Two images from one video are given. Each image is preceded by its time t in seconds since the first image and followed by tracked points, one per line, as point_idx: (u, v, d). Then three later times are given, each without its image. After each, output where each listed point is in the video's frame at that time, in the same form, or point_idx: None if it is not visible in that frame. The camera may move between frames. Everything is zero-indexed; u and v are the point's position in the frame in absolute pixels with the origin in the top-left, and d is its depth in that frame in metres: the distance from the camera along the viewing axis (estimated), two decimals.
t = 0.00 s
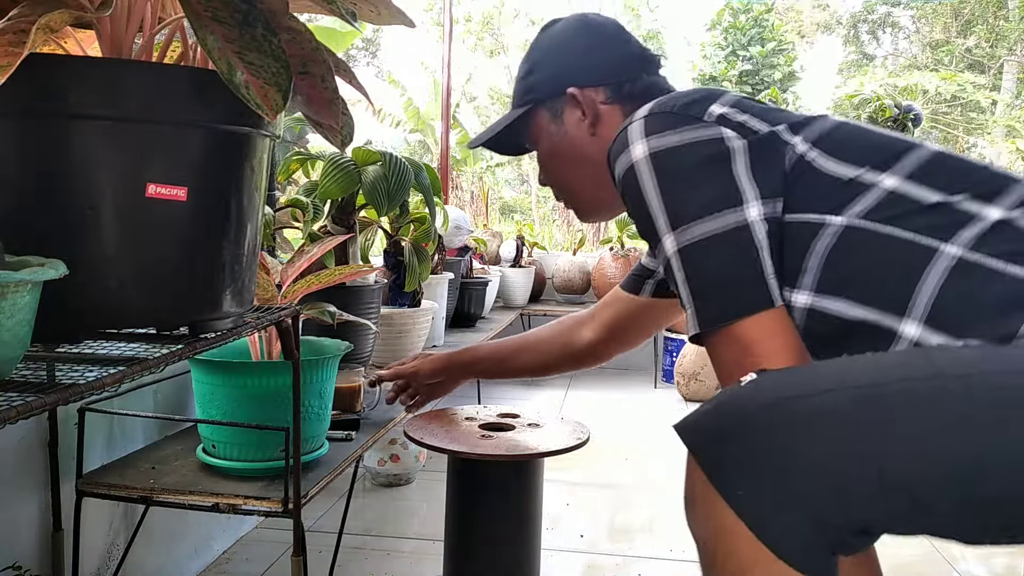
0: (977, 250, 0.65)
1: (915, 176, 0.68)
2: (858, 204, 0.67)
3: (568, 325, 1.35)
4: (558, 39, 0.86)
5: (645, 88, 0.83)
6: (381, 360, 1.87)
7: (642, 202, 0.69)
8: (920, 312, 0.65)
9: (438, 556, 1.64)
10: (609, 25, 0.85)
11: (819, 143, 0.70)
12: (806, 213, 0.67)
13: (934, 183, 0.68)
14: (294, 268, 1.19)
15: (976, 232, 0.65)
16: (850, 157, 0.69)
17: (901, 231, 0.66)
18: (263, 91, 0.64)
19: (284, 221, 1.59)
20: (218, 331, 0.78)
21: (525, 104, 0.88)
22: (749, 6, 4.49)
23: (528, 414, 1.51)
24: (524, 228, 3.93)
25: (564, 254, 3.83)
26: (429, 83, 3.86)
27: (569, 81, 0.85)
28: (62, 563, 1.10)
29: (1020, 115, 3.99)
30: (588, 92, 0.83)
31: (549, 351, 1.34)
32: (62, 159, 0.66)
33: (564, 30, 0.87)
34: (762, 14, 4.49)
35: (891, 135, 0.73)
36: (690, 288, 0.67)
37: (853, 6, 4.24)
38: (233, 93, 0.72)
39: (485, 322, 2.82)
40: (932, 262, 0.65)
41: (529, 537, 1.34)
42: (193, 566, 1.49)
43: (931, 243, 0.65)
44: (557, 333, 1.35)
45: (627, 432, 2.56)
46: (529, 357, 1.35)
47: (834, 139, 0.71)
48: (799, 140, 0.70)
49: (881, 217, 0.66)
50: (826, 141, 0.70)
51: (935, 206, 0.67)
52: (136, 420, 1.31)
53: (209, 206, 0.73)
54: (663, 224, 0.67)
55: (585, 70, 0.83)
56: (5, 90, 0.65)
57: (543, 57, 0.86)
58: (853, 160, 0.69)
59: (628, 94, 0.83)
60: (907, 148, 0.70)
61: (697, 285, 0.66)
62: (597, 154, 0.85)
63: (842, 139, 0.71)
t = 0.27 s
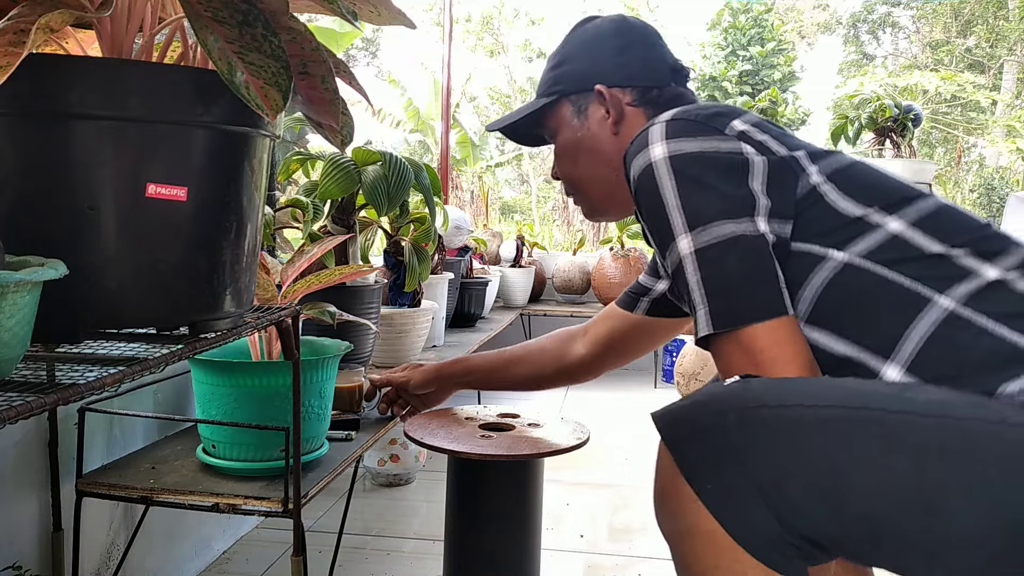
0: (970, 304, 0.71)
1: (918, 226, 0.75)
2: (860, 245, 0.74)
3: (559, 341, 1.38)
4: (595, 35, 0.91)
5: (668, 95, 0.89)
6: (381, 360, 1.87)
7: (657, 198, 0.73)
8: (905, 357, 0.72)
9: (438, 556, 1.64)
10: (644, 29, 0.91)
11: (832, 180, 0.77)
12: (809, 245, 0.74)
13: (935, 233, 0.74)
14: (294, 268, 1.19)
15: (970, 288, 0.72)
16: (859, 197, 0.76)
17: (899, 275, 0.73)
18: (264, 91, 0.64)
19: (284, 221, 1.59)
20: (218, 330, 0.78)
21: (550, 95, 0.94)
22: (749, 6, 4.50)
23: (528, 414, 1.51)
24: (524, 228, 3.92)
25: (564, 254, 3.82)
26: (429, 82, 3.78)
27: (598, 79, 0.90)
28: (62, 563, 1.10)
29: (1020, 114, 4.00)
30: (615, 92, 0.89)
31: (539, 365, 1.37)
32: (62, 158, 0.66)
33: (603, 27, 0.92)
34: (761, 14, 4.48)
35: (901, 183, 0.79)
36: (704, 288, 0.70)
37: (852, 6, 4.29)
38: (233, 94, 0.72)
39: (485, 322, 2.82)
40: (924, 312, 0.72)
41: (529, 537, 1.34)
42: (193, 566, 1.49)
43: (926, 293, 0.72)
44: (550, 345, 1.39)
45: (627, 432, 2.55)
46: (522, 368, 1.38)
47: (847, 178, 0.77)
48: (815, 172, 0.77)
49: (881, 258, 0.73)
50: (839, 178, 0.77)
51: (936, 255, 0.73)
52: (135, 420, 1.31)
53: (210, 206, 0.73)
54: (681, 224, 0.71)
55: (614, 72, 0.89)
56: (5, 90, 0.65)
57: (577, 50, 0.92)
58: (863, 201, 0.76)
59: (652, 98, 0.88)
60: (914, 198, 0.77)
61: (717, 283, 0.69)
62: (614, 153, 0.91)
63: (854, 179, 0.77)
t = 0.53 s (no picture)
0: (963, 349, 0.74)
1: (923, 263, 0.77)
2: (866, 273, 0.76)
3: (556, 350, 1.40)
4: (619, 41, 0.92)
5: (685, 106, 0.91)
6: (381, 360, 1.87)
7: (677, 201, 0.76)
8: (895, 394, 0.75)
9: (438, 556, 1.64)
10: (667, 37, 0.92)
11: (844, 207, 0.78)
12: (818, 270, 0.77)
13: (939, 271, 0.76)
14: (294, 268, 1.19)
15: (966, 332, 0.74)
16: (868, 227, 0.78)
17: (900, 312, 0.75)
18: (263, 91, 0.64)
19: (284, 221, 1.59)
20: (218, 331, 0.78)
21: (569, 95, 0.95)
22: (748, 6, 4.50)
23: (528, 414, 1.51)
24: (524, 228, 3.92)
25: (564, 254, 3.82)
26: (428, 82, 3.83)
27: (618, 84, 0.91)
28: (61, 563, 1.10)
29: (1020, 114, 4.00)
30: (635, 98, 0.90)
31: (537, 372, 1.39)
32: (63, 158, 0.66)
33: (626, 31, 0.93)
34: (761, 14, 4.48)
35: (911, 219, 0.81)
36: (729, 291, 0.72)
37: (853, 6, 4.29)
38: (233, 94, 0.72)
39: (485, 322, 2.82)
40: (919, 352, 0.74)
41: (529, 537, 1.34)
42: (193, 566, 1.49)
43: (923, 333, 0.74)
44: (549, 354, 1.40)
45: (627, 433, 2.55)
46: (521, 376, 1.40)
47: (858, 207, 0.79)
48: (830, 198, 0.79)
49: (883, 292, 0.76)
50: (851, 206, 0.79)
51: (936, 293, 0.75)
52: (135, 420, 1.31)
53: (209, 206, 0.73)
54: (704, 229, 0.74)
55: (636, 78, 0.91)
56: (5, 90, 0.65)
57: (600, 52, 0.93)
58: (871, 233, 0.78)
59: (672, 107, 0.91)
60: (923, 235, 0.79)
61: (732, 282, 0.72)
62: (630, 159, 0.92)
63: (865, 208, 0.79)
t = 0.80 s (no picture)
0: (974, 383, 0.73)
1: (947, 284, 0.77)
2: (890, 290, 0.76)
3: (581, 347, 1.38)
4: (659, 27, 0.87)
5: (722, 100, 0.86)
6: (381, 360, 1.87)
7: (730, 175, 0.74)
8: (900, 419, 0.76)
9: (438, 557, 1.64)
10: (708, 29, 0.87)
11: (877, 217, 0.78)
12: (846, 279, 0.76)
13: (961, 295, 0.77)
14: (294, 268, 1.19)
15: (981, 365, 0.74)
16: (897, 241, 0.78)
17: (916, 335, 0.75)
18: (263, 91, 0.64)
19: (284, 221, 1.59)
20: (218, 330, 0.78)
21: (601, 77, 0.89)
22: (749, 6, 4.52)
23: (528, 414, 1.51)
24: (524, 228, 3.92)
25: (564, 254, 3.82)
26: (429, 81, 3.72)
27: (653, 70, 0.86)
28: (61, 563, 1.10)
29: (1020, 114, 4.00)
30: (671, 87, 0.85)
31: (560, 369, 1.37)
32: (62, 158, 0.66)
33: (666, 18, 0.88)
34: (761, 14, 4.49)
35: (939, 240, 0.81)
36: (797, 256, 0.69)
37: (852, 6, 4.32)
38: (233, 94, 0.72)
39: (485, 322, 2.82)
40: (932, 378, 0.74)
41: (528, 537, 1.34)
42: (193, 566, 1.49)
43: (936, 361, 0.74)
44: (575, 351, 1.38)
45: (626, 433, 2.55)
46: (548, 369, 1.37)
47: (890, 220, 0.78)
48: (866, 206, 0.78)
49: (903, 313, 0.76)
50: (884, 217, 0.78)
51: (953, 316, 0.75)
52: (135, 420, 1.31)
53: (210, 205, 0.73)
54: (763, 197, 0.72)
55: (674, 66, 0.85)
56: (5, 90, 0.65)
57: (637, 36, 0.87)
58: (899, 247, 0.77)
59: (706, 100, 0.85)
60: (948, 257, 0.79)
61: (798, 249, 0.69)
62: (662, 151, 0.86)
63: (897, 222, 0.79)
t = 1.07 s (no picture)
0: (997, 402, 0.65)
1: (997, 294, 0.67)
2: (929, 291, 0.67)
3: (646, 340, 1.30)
4: None
5: (794, 60, 0.75)
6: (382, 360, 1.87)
7: (786, 141, 0.65)
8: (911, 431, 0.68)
9: (438, 556, 1.64)
10: None
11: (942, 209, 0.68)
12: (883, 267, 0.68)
13: (1011, 308, 0.67)
14: (294, 268, 1.18)
15: (1008, 386, 0.65)
16: (957, 239, 0.68)
17: (948, 343, 0.66)
18: (263, 91, 0.64)
19: (284, 221, 1.59)
20: (218, 330, 0.78)
21: (658, 25, 0.77)
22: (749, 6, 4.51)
23: (528, 415, 1.51)
24: (524, 228, 3.92)
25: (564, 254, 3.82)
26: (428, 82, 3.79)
27: (719, 19, 0.74)
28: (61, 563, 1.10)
29: (1019, 114, 4.01)
30: (737, 39, 0.74)
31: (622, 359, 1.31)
32: (63, 158, 0.66)
33: None
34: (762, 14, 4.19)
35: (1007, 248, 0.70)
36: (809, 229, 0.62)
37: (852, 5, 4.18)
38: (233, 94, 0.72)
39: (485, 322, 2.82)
40: (954, 392, 0.66)
41: (528, 537, 1.34)
42: (193, 566, 1.49)
43: (963, 371, 0.66)
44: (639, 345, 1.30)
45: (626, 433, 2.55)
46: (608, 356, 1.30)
47: (959, 216, 0.68)
48: (930, 199, 0.68)
49: (943, 318, 0.67)
50: (951, 211, 0.68)
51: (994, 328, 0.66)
52: (135, 419, 1.31)
53: (209, 205, 0.73)
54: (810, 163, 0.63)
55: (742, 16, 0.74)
56: (5, 90, 0.65)
57: None
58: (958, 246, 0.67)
59: (774, 57, 0.74)
60: (1008, 263, 0.69)
61: (816, 237, 0.61)
62: (721, 109, 0.75)
63: (961, 219, 0.68)
